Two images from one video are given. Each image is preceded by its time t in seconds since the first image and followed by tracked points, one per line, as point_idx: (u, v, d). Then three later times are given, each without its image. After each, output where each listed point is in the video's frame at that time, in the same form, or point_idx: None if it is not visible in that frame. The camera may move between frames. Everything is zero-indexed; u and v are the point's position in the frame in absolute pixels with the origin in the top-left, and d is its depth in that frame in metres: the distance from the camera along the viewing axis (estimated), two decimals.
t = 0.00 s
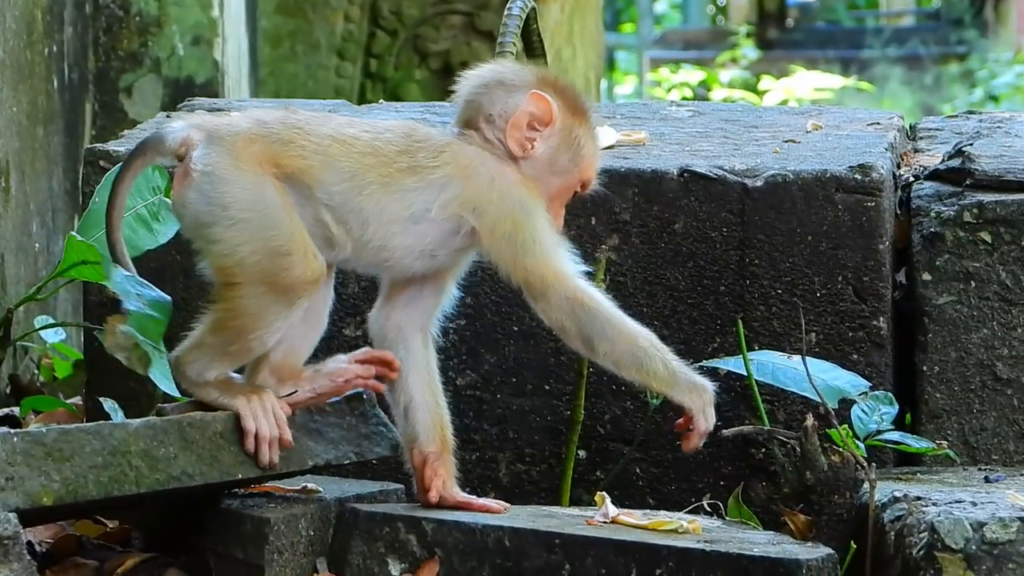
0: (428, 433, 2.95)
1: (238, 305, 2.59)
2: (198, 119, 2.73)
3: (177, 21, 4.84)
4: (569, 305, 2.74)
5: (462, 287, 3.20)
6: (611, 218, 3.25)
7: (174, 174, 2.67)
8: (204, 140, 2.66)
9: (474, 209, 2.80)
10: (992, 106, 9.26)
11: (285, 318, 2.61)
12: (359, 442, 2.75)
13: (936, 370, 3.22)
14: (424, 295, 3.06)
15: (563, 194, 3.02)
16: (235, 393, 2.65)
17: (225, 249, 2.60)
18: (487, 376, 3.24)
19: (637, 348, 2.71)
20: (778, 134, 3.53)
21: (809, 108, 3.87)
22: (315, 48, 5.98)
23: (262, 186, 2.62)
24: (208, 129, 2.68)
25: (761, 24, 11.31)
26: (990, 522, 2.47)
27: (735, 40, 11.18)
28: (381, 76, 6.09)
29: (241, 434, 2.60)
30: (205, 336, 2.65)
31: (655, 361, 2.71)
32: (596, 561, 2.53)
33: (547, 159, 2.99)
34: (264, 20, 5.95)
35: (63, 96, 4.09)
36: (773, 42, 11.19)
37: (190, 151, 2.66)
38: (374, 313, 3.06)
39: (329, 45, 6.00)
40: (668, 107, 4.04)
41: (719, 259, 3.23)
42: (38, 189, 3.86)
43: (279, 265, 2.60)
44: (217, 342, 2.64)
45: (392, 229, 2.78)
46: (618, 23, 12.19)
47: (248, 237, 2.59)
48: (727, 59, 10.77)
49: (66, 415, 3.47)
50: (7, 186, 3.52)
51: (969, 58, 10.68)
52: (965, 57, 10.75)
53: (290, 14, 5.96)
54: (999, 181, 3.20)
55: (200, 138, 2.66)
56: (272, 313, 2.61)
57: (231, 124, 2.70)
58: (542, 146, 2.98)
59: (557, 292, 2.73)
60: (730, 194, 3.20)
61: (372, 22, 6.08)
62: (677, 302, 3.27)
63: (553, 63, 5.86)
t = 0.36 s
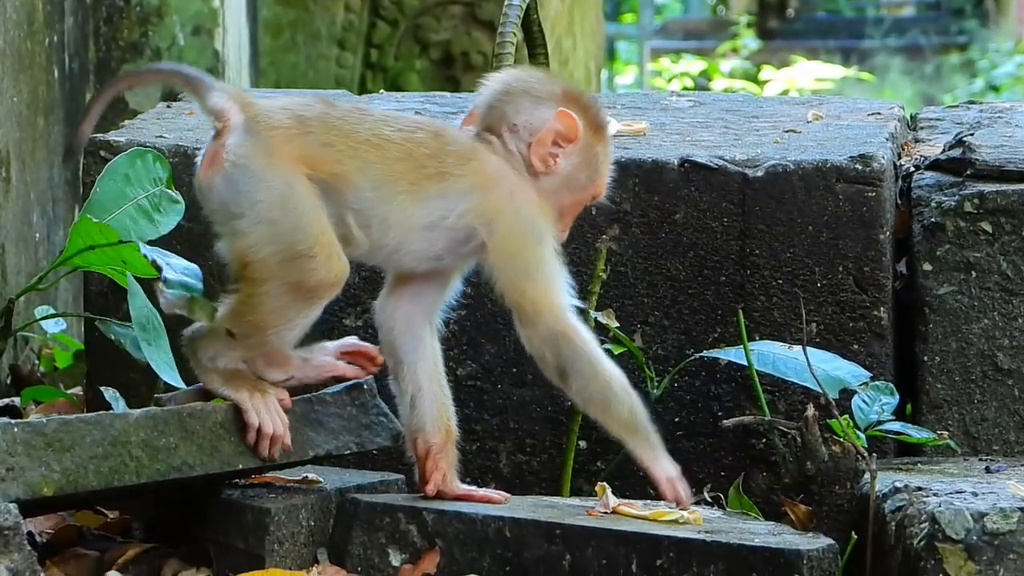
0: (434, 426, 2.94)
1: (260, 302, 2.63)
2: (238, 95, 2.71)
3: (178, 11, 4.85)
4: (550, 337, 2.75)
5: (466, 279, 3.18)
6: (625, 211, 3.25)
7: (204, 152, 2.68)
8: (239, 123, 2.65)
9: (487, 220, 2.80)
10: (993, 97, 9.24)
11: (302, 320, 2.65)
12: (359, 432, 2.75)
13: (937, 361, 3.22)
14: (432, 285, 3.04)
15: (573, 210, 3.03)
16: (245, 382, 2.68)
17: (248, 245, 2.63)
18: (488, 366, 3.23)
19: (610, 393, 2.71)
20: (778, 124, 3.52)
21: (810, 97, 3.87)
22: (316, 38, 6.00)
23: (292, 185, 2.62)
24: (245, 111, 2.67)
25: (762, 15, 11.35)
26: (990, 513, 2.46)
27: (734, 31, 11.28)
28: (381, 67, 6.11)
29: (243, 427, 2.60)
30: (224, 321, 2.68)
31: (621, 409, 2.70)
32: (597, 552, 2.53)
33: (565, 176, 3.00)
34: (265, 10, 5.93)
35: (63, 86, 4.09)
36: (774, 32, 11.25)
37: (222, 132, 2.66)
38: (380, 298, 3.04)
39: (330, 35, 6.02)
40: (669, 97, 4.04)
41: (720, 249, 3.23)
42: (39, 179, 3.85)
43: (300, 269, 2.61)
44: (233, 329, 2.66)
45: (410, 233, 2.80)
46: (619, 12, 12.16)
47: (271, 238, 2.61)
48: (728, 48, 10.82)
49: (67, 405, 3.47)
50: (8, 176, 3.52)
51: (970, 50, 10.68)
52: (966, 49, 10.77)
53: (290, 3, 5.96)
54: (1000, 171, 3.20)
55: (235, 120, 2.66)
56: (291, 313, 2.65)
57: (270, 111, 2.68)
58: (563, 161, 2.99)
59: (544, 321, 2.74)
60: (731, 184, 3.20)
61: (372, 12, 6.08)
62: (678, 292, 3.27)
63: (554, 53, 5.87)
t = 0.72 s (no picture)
0: (465, 424, 2.92)
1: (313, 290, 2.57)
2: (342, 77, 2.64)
3: (195, 10, 4.83)
4: (578, 349, 2.77)
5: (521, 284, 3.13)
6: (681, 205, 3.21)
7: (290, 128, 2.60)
8: (343, 107, 2.59)
9: (558, 228, 2.77)
10: (1004, 95, 9.22)
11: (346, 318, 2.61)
12: (376, 431, 2.77)
13: (953, 358, 3.22)
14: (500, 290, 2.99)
15: (646, 218, 3.01)
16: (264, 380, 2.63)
17: (314, 231, 2.57)
18: (503, 363, 3.23)
19: (618, 424, 2.78)
20: (795, 122, 3.52)
21: (826, 95, 3.86)
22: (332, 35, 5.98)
23: (371, 181, 2.58)
24: (345, 96, 2.61)
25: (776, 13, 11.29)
26: (1006, 511, 2.46)
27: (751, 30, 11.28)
28: (397, 64, 6.13)
29: (260, 424, 2.60)
30: (260, 308, 2.60)
31: (620, 445, 2.77)
32: (613, 550, 2.53)
33: (639, 185, 2.96)
34: (281, 7, 5.92)
35: (79, 84, 4.09)
36: (791, 30, 11.14)
37: (319, 113, 2.59)
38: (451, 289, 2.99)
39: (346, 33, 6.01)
40: (684, 95, 4.04)
41: (736, 247, 3.23)
42: (55, 176, 3.86)
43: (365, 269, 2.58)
44: (268, 317, 2.59)
45: (491, 237, 2.77)
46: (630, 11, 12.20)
47: (342, 230, 2.56)
48: (741, 46, 10.88)
49: (83, 402, 3.47)
50: (24, 173, 3.52)
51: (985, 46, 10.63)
52: (980, 44, 10.70)
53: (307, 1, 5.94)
54: (1015, 169, 3.20)
55: (338, 104, 2.59)
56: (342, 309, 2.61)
57: (372, 102, 2.63)
58: (637, 170, 2.95)
59: (584, 333, 2.75)
60: (747, 182, 3.20)
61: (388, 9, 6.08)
62: (694, 290, 3.27)
63: (570, 51, 5.87)
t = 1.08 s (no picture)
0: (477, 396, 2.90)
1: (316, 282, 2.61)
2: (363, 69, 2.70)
3: (191, 10, 4.78)
4: (571, 351, 2.77)
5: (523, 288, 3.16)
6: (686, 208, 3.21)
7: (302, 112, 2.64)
8: (361, 97, 2.63)
9: (552, 230, 2.78)
10: (1003, 96, 9.21)
11: (343, 314, 2.63)
12: (373, 431, 2.76)
13: (950, 359, 3.22)
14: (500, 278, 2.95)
15: (645, 188, 2.94)
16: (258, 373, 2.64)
17: (317, 220, 2.61)
18: (500, 364, 3.21)
19: (615, 425, 2.76)
20: (791, 122, 3.51)
21: (823, 96, 3.86)
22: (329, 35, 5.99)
23: (378, 176, 2.62)
24: (370, 89, 2.66)
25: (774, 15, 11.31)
26: (1003, 511, 2.46)
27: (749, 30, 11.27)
28: (394, 64, 6.14)
29: (256, 425, 2.60)
30: (260, 300, 2.62)
31: (615, 446, 2.76)
32: (610, 550, 2.53)
33: (614, 158, 2.91)
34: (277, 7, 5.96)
35: (76, 84, 4.08)
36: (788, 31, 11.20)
37: (337, 101, 2.64)
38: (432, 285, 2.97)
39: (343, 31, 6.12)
40: (681, 95, 4.03)
41: (733, 248, 3.23)
42: (51, 177, 3.86)
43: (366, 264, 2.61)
44: (268, 313, 2.61)
45: (486, 246, 2.76)
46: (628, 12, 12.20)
47: (346, 222, 2.60)
48: (740, 46, 10.90)
49: (80, 403, 3.47)
50: (21, 174, 3.52)
51: (983, 47, 10.65)
52: (978, 46, 10.73)
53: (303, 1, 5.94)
54: (1012, 170, 3.20)
55: (356, 93, 2.64)
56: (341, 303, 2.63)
57: (392, 98, 2.68)
58: (607, 145, 2.90)
59: (575, 334, 2.76)
60: (744, 182, 3.20)
61: (386, 9, 6.15)
62: (691, 291, 3.27)
63: (567, 52, 5.87)
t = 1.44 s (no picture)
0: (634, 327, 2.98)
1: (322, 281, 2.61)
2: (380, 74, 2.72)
3: (188, 12, 4.76)
4: (583, 346, 2.76)
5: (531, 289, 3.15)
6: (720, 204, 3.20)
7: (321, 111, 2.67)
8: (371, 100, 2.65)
9: (578, 230, 2.76)
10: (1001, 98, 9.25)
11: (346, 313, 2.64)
12: (371, 434, 2.75)
13: (947, 362, 3.22)
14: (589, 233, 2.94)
15: (679, 187, 2.92)
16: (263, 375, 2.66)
17: (318, 217, 2.62)
18: (498, 367, 3.19)
19: (620, 425, 2.74)
20: (789, 125, 3.51)
21: (820, 98, 3.85)
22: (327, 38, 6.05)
23: (381, 180, 2.63)
24: (378, 95, 2.67)
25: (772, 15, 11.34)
26: (1001, 514, 2.46)
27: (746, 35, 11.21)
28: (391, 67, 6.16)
29: (256, 428, 2.60)
30: (264, 297, 2.64)
31: (618, 446, 2.73)
32: (608, 553, 2.53)
33: (654, 155, 2.90)
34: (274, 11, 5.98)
35: (73, 87, 4.09)
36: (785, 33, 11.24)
37: (348, 104, 2.66)
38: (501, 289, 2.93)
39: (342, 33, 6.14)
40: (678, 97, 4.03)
41: (730, 250, 3.23)
42: (49, 180, 3.86)
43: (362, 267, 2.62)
44: (272, 308, 2.62)
45: (511, 250, 2.77)
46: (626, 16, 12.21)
47: (353, 224, 2.61)
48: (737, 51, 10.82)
49: (77, 406, 3.47)
50: (18, 177, 3.52)
51: (981, 50, 10.73)
52: (975, 48, 10.87)
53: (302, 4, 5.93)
54: (1009, 173, 3.20)
55: (367, 97, 2.66)
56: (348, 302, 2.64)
57: (405, 105, 2.70)
58: (649, 141, 2.88)
59: (589, 328, 2.74)
60: (741, 185, 3.20)
61: (382, 13, 6.17)
62: (688, 293, 3.26)
63: (564, 55, 5.88)
